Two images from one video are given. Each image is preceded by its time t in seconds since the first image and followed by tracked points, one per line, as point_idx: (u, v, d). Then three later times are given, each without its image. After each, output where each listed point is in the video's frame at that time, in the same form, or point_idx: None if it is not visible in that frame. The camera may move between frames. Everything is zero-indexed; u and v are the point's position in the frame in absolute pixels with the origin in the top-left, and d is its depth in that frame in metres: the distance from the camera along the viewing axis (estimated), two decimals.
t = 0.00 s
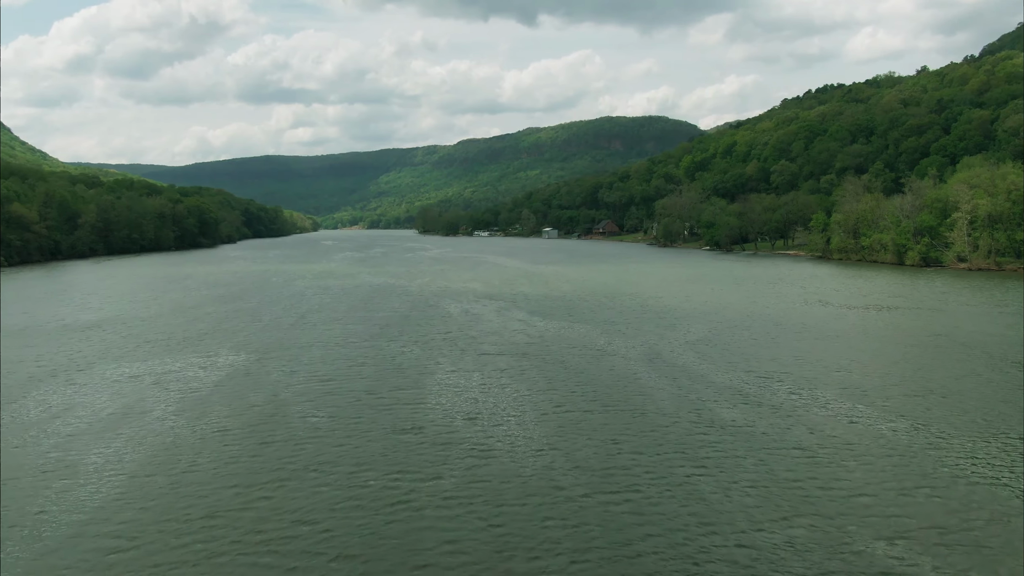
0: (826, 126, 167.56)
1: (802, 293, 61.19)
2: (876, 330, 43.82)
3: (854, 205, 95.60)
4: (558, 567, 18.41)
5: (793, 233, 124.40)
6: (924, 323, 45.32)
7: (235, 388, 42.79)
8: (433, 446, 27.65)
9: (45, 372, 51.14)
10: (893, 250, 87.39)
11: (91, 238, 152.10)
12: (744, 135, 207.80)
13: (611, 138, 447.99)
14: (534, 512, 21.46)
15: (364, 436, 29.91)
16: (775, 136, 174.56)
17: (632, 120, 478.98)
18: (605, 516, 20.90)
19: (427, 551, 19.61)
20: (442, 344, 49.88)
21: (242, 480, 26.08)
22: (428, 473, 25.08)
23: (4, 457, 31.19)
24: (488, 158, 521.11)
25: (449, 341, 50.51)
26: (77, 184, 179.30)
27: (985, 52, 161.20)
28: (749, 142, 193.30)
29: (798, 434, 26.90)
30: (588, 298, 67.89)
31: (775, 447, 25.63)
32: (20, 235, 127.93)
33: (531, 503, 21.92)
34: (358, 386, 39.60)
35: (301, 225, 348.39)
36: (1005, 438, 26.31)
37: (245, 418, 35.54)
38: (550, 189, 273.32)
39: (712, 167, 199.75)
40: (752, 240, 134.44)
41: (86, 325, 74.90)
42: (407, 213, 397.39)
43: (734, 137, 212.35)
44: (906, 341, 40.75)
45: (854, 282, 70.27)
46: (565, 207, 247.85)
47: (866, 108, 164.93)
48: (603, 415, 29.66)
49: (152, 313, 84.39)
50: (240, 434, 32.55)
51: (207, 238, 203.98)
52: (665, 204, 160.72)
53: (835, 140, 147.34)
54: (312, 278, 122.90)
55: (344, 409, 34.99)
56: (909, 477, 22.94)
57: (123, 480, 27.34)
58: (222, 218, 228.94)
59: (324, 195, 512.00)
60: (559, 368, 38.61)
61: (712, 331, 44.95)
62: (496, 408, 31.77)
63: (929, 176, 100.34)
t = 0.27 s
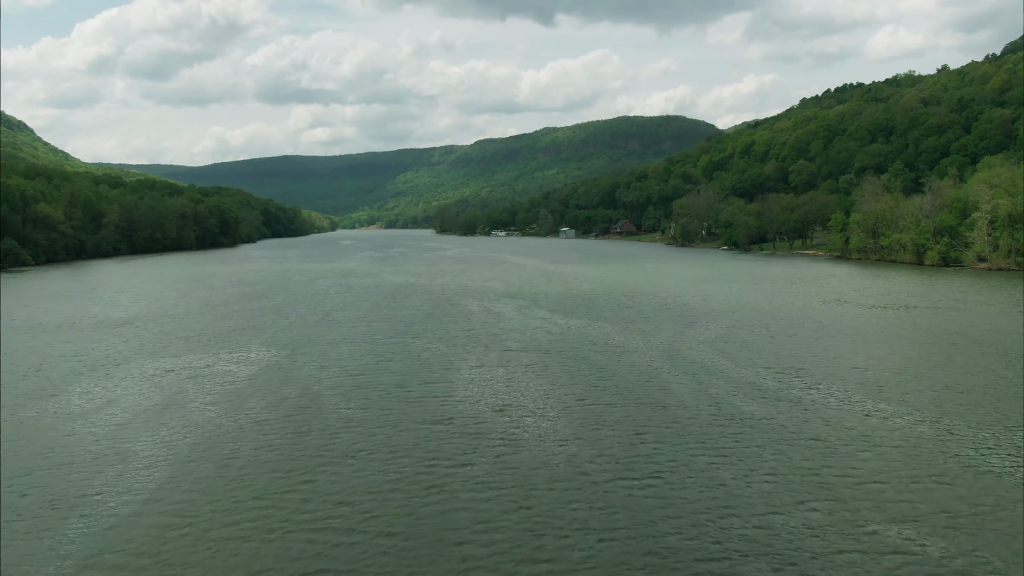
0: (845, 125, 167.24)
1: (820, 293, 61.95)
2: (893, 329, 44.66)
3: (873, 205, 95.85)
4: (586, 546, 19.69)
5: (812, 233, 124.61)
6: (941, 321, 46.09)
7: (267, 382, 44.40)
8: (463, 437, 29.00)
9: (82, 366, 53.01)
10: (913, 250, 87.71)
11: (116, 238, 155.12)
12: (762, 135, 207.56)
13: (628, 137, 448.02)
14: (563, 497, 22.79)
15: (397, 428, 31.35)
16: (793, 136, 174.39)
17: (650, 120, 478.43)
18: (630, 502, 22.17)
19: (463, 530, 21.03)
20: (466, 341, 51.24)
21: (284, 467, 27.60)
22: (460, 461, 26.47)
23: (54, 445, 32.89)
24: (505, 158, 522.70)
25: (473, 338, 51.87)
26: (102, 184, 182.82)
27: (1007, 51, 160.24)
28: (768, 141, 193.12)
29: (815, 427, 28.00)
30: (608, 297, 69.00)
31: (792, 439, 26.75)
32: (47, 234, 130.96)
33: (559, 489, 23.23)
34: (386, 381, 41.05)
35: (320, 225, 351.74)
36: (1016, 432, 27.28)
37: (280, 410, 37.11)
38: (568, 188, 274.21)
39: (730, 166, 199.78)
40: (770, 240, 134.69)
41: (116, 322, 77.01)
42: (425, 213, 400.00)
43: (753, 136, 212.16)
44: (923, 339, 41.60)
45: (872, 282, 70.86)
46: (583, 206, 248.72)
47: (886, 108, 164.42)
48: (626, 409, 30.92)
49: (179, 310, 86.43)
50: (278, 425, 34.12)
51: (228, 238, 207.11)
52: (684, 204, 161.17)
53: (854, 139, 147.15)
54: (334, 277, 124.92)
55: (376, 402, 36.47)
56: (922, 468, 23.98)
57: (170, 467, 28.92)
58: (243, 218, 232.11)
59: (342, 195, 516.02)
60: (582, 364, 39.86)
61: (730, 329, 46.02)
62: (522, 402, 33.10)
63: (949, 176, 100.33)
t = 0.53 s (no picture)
0: (865, 124, 167.03)
1: (838, 292, 62.90)
2: (908, 327, 45.66)
3: (893, 205, 96.27)
4: (612, 526, 21.15)
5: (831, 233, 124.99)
6: (957, 320, 46.99)
7: (301, 376, 46.23)
8: (493, 427, 30.58)
9: (120, 361, 55.22)
10: (933, 250, 88.18)
11: (141, 237, 158.54)
12: (781, 134, 207.43)
13: (646, 137, 448.00)
14: (589, 481, 24.31)
15: (429, 418, 32.98)
16: (812, 135, 174.37)
17: (668, 119, 477.80)
18: (652, 485, 23.66)
19: (498, 510, 22.53)
20: (491, 337, 52.84)
21: (325, 453, 29.31)
22: (491, 449, 28.05)
23: (105, 433, 34.77)
24: (522, 157, 524.34)
25: (498, 335, 53.45)
26: (127, 185, 186.67)
27: None
28: (786, 141, 193.11)
29: (829, 420, 29.27)
30: (628, 296, 70.34)
31: (808, 431, 28.06)
32: (73, 234, 134.49)
33: (585, 474, 24.75)
34: (416, 375, 42.75)
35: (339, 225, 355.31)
36: None
37: (316, 402, 38.89)
38: (585, 188, 275.26)
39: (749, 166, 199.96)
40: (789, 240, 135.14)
41: (149, 319, 79.44)
42: (442, 212, 402.65)
43: (771, 136, 212.13)
44: (938, 337, 42.59)
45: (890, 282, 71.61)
46: (600, 206, 249.70)
47: (907, 106, 164.03)
48: (648, 402, 32.34)
49: (207, 308, 88.84)
50: (315, 416, 35.88)
51: (248, 237, 210.52)
52: (702, 204, 161.80)
53: (874, 138, 147.09)
54: (356, 276, 127.07)
55: (408, 395, 38.14)
56: (931, 457, 25.23)
57: (217, 452, 30.73)
58: (263, 218, 235.59)
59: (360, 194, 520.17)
60: (604, 360, 41.30)
61: (748, 327, 47.24)
62: (548, 395, 34.64)
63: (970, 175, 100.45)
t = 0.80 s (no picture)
0: (878, 124, 167.14)
1: (849, 291, 63.77)
2: (919, 325, 46.56)
3: (905, 204, 96.79)
4: (631, 510, 22.37)
5: (843, 232, 125.48)
6: (967, 319, 47.84)
7: (324, 372, 47.67)
8: (515, 420, 31.87)
9: (146, 356, 56.85)
10: (945, 250, 88.79)
11: (157, 237, 161.06)
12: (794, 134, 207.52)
13: (658, 137, 448.23)
14: (608, 469, 25.56)
15: (453, 412, 34.32)
16: (825, 135, 174.55)
17: (679, 118, 477.67)
18: (669, 474, 24.86)
19: (523, 495, 23.85)
20: (509, 335, 54.12)
21: (354, 443, 30.71)
22: (514, 440, 29.34)
23: (141, 424, 36.29)
24: (533, 157, 525.46)
25: (515, 333, 54.71)
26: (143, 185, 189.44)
27: None
28: (799, 140, 193.33)
29: (839, 414, 30.37)
30: (641, 295, 71.44)
31: (818, 424, 29.17)
32: (91, 234, 137.06)
33: (604, 463, 26.02)
34: (437, 371, 44.07)
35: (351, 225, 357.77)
36: None
37: (341, 396, 40.32)
38: (597, 188, 276.12)
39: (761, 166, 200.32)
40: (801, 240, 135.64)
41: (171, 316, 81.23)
42: (454, 212, 404.54)
43: (783, 135, 212.30)
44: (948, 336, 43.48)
45: (902, 282, 72.30)
46: (612, 206, 250.46)
47: (920, 106, 164.01)
48: (664, 397, 33.52)
49: (226, 306, 90.60)
50: (342, 409, 37.27)
51: (263, 237, 213.01)
52: (714, 204, 162.45)
53: (887, 138, 147.28)
54: (371, 275, 128.75)
55: (431, 390, 39.49)
56: (937, 449, 26.29)
57: (250, 441, 32.18)
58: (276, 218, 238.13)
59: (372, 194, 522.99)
60: (620, 356, 42.48)
61: (760, 325, 48.34)
62: (567, 390, 35.88)
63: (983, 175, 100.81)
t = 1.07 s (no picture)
0: (887, 124, 167.50)
1: (857, 290, 64.74)
2: (924, 323, 47.58)
3: (914, 204, 97.47)
4: (644, 495, 23.66)
5: (852, 232, 126.15)
6: (973, 317, 48.81)
7: (343, 367, 49.05)
8: (531, 413, 33.19)
9: (167, 353, 58.33)
10: (954, 249, 89.52)
11: (169, 237, 163.25)
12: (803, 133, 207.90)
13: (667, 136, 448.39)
14: (622, 457, 26.87)
15: (471, 405, 35.62)
16: (834, 134, 175.00)
17: (689, 118, 477.58)
18: (680, 462, 26.13)
19: (541, 481, 25.15)
20: (522, 332, 55.42)
21: (377, 434, 32.05)
22: (531, 431, 30.64)
23: (169, 416, 37.73)
24: (542, 157, 526.40)
25: (528, 330, 55.98)
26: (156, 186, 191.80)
27: None
28: (808, 140, 193.72)
29: (844, 407, 31.52)
30: (652, 294, 72.55)
31: (824, 417, 30.35)
32: (104, 234, 139.23)
33: (618, 452, 27.31)
34: (454, 367, 45.36)
35: (360, 224, 359.73)
36: None
37: (362, 390, 41.67)
38: (606, 187, 277.01)
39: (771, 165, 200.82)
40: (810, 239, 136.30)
41: (188, 314, 82.82)
42: (462, 212, 406.00)
43: (793, 135, 212.74)
44: (952, 333, 44.53)
45: (909, 282, 73.22)
46: (621, 205, 251.27)
47: (930, 105, 164.27)
48: (674, 392, 34.75)
49: (242, 304, 92.19)
50: (363, 402, 38.63)
51: (272, 236, 215.08)
52: (723, 203, 163.16)
53: (896, 137, 147.68)
54: (383, 274, 130.31)
55: (448, 384, 40.79)
56: (938, 440, 27.45)
57: (277, 432, 33.57)
58: (286, 218, 240.29)
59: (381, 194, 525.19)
60: (631, 353, 43.70)
61: (768, 323, 49.46)
62: (581, 385, 37.15)
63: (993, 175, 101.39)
